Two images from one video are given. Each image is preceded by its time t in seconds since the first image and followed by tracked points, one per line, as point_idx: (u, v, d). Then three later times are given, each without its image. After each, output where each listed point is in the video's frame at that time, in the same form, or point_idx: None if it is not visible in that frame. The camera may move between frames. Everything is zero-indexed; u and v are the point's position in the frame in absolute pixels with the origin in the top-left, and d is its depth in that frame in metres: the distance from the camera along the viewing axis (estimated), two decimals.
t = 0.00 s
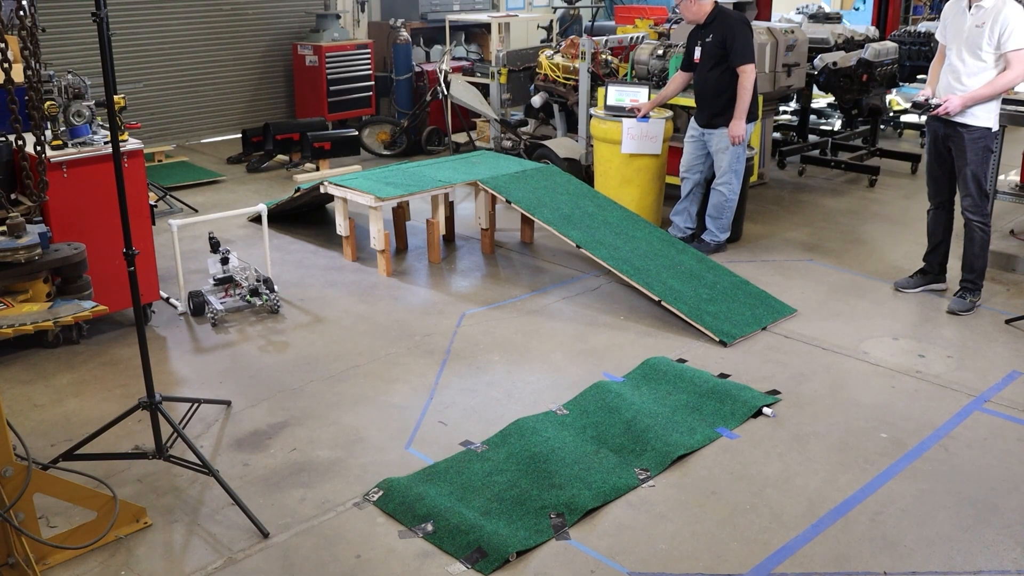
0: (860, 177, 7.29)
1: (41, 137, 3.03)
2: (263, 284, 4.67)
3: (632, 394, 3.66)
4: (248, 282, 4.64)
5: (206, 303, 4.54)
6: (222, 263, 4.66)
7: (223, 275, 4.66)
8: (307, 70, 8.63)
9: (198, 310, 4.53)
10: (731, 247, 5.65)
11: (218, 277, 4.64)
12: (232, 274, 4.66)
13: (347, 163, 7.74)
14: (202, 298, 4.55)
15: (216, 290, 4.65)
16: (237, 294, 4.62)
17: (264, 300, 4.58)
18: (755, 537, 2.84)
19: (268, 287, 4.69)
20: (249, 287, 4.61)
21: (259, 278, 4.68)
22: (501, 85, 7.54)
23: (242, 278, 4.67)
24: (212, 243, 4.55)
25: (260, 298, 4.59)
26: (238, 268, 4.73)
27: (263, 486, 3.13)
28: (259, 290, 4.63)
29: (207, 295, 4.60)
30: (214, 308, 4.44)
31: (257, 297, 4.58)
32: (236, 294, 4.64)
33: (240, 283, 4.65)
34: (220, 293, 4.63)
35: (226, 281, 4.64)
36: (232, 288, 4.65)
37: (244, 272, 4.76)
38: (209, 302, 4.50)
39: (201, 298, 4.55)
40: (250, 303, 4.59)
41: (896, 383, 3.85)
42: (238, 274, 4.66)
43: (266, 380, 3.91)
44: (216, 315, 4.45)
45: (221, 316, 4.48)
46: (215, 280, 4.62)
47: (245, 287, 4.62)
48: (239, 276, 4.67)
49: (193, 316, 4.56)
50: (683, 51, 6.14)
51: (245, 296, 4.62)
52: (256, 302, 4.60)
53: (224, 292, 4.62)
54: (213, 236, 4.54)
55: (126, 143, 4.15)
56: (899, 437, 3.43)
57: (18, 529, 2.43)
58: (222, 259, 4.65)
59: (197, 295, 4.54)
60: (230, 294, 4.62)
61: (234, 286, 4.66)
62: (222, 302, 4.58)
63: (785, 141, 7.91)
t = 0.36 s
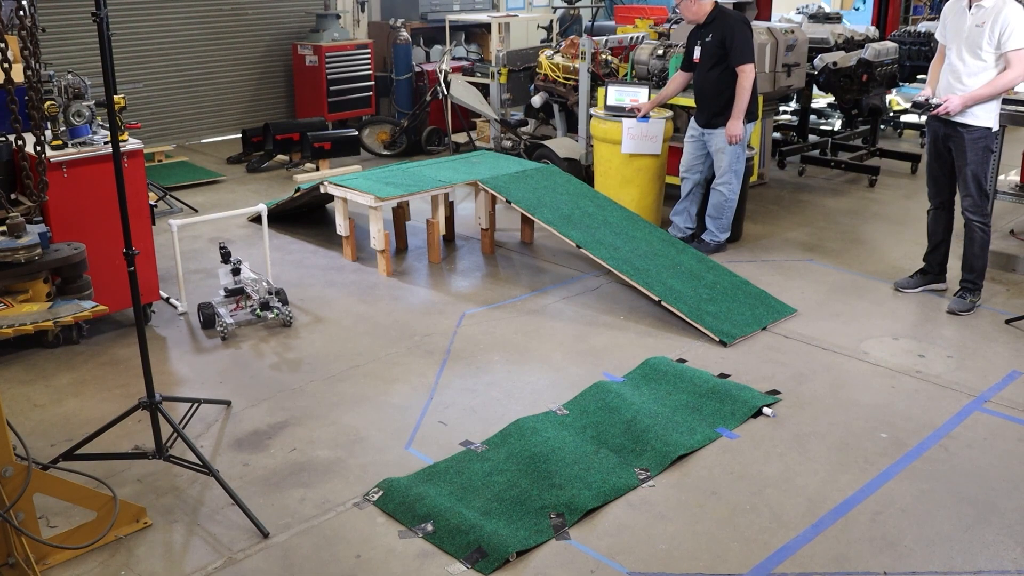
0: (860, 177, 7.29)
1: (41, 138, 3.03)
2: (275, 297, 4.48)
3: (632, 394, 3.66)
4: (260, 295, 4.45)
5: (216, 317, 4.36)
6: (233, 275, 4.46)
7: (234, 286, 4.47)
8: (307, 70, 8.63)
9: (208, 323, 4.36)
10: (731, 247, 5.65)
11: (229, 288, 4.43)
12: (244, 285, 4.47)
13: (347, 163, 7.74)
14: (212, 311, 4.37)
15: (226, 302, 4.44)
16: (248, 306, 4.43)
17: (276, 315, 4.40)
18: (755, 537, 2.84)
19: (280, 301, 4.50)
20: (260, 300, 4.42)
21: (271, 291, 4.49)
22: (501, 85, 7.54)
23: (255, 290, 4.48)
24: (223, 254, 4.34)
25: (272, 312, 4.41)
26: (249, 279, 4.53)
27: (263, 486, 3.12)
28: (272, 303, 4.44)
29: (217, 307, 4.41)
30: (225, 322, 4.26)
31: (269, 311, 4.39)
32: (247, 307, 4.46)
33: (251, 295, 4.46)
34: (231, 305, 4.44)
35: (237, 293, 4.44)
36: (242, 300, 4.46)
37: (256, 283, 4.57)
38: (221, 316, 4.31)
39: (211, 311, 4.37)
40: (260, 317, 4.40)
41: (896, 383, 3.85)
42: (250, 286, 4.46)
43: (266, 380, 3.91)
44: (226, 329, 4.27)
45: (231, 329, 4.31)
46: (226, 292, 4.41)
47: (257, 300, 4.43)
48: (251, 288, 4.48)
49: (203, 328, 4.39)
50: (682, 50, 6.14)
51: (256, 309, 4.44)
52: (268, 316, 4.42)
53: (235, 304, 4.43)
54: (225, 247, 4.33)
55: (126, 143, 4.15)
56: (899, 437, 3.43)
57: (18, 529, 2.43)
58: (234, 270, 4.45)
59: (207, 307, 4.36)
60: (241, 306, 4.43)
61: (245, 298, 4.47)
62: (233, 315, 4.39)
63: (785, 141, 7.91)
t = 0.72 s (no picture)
0: (860, 177, 7.29)
1: (41, 138, 3.03)
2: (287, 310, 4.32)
3: (632, 394, 3.66)
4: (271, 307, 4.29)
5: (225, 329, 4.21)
6: (243, 285, 4.32)
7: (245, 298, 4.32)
8: (307, 70, 8.63)
9: (217, 336, 4.21)
10: (731, 247, 5.65)
11: (239, 300, 4.30)
12: (254, 297, 4.31)
13: (347, 163, 7.74)
14: (221, 323, 4.22)
15: (237, 314, 4.29)
16: (257, 319, 4.27)
17: (288, 329, 4.23)
18: (755, 537, 2.84)
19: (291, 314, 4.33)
20: (270, 313, 4.25)
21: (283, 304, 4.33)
22: (501, 85, 7.53)
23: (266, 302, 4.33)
24: (234, 264, 4.25)
25: (284, 326, 4.24)
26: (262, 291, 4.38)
27: (263, 486, 3.12)
28: (283, 316, 4.27)
29: (228, 319, 4.27)
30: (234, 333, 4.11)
31: (280, 324, 4.23)
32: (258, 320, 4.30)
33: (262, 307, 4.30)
34: (241, 317, 4.29)
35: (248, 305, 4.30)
36: (253, 312, 4.30)
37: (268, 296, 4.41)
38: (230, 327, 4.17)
39: (220, 324, 4.22)
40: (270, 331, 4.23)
41: (896, 383, 3.85)
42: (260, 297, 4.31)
43: (265, 380, 3.91)
44: (235, 341, 4.12)
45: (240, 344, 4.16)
46: (237, 305, 4.28)
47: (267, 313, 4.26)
48: (262, 301, 4.32)
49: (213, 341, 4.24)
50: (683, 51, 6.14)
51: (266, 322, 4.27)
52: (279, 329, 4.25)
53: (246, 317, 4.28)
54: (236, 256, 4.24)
55: (126, 143, 4.15)
56: (899, 437, 3.43)
57: (18, 530, 2.43)
58: (244, 281, 4.32)
59: (216, 319, 4.22)
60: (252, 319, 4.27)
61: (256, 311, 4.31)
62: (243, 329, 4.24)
63: (785, 141, 7.91)
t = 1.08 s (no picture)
0: (860, 177, 7.29)
1: (41, 138, 3.03)
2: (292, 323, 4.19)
3: (632, 394, 3.66)
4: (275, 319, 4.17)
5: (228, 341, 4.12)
6: (248, 295, 4.21)
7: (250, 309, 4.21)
8: (307, 70, 8.63)
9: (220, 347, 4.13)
10: (731, 247, 5.65)
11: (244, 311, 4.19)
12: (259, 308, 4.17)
13: (347, 163, 7.74)
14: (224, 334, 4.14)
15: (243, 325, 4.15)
16: (259, 331, 4.14)
17: (289, 343, 4.11)
18: (755, 537, 2.84)
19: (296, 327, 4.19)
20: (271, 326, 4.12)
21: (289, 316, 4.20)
22: (501, 85, 7.53)
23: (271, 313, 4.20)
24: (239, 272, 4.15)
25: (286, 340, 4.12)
26: (267, 300, 4.23)
27: (263, 486, 3.13)
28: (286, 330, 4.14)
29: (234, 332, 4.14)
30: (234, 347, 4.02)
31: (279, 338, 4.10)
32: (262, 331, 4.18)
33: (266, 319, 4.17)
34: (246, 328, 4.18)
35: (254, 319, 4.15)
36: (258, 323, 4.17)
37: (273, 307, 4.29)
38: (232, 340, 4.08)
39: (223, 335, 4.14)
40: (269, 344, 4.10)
41: (896, 383, 3.85)
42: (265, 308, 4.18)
43: (265, 380, 3.91)
44: (235, 354, 4.02)
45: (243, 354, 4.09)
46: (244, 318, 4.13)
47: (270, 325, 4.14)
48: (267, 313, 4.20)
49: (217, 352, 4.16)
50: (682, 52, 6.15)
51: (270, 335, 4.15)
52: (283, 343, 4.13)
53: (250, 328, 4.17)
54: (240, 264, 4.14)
55: (126, 143, 4.15)
56: (899, 437, 3.43)
57: (18, 530, 2.43)
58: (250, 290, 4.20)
59: (219, 330, 4.14)
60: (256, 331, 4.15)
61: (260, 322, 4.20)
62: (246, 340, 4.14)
63: (785, 141, 7.91)
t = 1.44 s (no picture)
0: (859, 177, 7.29)
1: (41, 137, 3.03)
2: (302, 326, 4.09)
3: (632, 394, 3.66)
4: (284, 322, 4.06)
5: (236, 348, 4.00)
6: (251, 301, 4.08)
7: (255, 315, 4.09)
8: (307, 70, 8.63)
9: (228, 355, 4.01)
10: (731, 247, 5.65)
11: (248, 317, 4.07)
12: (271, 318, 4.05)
13: (347, 163, 7.74)
14: (230, 342, 4.01)
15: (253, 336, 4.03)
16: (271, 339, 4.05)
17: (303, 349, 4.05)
18: (755, 537, 2.84)
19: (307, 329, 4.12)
20: (286, 329, 4.02)
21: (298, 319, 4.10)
22: (501, 85, 7.53)
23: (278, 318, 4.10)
24: (242, 278, 4.06)
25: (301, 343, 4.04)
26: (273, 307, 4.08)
27: (263, 486, 3.13)
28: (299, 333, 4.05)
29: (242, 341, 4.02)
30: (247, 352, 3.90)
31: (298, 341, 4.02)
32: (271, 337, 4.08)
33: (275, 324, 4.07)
34: (250, 334, 4.08)
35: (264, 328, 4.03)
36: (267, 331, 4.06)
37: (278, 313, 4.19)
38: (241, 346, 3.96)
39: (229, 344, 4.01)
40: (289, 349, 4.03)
41: (896, 383, 3.85)
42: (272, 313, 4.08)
43: (265, 380, 3.91)
44: (249, 360, 3.90)
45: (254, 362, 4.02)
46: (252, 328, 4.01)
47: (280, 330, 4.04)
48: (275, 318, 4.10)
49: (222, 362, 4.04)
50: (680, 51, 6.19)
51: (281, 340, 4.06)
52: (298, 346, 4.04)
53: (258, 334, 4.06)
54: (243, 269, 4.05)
55: (126, 143, 4.15)
56: (899, 437, 3.43)
57: (18, 530, 2.43)
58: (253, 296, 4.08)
59: (224, 338, 4.00)
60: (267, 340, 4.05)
61: (268, 328, 4.09)
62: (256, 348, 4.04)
63: (785, 141, 7.91)
